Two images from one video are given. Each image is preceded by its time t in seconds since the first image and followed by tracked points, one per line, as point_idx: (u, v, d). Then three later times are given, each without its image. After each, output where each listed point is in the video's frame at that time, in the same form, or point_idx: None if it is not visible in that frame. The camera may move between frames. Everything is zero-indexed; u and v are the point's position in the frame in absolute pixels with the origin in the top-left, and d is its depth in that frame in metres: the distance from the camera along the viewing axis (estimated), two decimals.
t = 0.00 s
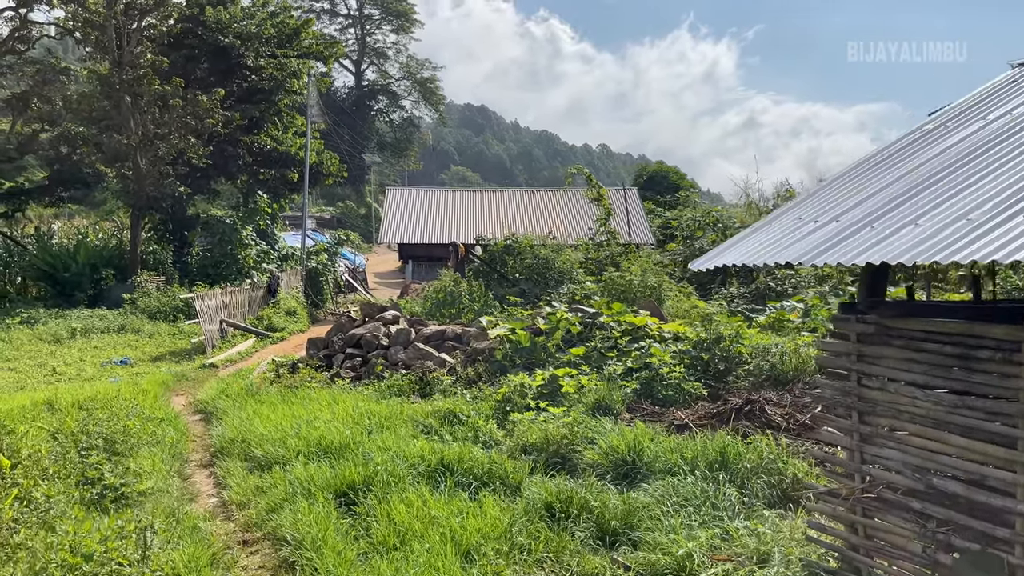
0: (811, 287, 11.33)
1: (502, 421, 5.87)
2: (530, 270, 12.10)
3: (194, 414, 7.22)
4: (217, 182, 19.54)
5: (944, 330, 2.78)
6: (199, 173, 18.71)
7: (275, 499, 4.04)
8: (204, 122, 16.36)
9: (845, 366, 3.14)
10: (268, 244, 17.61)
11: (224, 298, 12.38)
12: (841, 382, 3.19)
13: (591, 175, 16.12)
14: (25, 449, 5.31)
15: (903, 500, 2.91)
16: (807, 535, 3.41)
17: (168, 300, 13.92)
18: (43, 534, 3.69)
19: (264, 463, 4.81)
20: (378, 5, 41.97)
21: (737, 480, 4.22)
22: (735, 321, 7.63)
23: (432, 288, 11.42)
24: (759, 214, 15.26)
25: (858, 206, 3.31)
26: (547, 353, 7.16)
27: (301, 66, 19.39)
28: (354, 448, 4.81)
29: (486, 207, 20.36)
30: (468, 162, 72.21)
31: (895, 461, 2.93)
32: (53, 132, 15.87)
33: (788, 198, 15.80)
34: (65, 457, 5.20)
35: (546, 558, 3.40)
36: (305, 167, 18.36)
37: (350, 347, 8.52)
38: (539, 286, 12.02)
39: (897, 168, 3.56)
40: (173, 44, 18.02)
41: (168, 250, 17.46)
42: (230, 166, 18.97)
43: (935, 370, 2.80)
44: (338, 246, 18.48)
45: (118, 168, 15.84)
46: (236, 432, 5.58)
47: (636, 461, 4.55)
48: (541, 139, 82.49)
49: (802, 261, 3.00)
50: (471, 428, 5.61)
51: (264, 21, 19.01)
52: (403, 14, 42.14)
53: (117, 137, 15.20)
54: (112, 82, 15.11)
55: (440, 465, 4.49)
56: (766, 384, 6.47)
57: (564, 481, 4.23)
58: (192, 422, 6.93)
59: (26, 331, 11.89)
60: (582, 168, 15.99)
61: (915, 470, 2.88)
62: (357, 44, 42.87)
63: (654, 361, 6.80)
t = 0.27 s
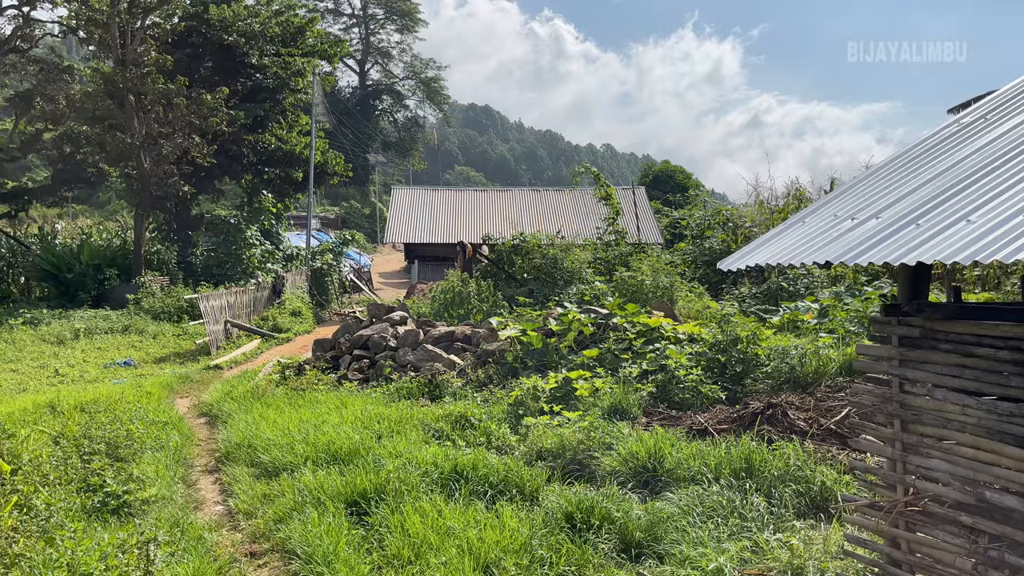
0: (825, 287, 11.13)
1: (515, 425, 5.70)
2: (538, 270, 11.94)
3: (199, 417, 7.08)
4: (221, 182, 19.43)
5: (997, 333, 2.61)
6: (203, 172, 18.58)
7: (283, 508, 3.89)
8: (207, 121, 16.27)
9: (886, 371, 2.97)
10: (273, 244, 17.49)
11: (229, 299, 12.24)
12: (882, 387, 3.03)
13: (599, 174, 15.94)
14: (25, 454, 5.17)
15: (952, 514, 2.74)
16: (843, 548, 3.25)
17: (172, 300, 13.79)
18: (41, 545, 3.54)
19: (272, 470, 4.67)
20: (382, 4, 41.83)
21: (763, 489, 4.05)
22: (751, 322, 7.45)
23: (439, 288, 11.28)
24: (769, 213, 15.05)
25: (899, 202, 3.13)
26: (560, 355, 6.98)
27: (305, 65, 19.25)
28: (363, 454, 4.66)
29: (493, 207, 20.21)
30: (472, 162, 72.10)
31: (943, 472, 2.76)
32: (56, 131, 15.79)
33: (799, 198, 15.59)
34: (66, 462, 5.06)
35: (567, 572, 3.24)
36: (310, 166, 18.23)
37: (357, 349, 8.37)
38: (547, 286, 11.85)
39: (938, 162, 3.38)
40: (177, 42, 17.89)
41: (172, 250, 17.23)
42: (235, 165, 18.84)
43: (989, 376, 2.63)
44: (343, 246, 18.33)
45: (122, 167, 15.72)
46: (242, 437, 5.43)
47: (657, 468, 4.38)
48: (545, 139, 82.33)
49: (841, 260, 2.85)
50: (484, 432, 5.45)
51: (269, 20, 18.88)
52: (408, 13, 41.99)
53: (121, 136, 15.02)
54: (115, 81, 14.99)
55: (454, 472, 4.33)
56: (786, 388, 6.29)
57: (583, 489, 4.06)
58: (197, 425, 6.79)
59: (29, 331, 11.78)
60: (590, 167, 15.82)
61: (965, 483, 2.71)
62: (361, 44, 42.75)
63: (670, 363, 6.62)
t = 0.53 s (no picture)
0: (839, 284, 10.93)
1: (531, 426, 5.53)
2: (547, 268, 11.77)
3: (205, 417, 6.93)
4: (226, 179, 19.29)
5: None
6: (208, 170, 18.43)
7: (295, 514, 3.74)
8: (212, 118, 16.10)
9: (938, 370, 2.78)
10: (278, 242, 17.35)
11: (234, 297, 12.08)
12: (932, 387, 2.84)
13: (608, 171, 15.75)
14: (27, 455, 5.02)
15: (1011, 522, 2.57)
16: (890, 561, 3.07)
17: (177, 298, 13.64)
18: (43, 552, 3.39)
19: (282, 473, 4.51)
20: (386, 2, 41.64)
21: (797, 494, 3.87)
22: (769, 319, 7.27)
23: (448, 286, 11.11)
24: (780, 210, 14.85)
25: (951, 190, 2.93)
26: (574, 354, 6.80)
27: (310, 62, 19.10)
28: (376, 457, 4.50)
29: (499, 205, 20.07)
30: (475, 161, 71.95)
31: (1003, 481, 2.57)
32: (60, 128, 15.60)
33: (811, 194, 15.37)
34: (70, 464, 4.91)
35: None
36: (315, 163, 18.07)
37: (366, 347, 8.21)
38: (557, 283, 11.67)
39: (993, 149, 3.15)
40: (181, 39, 17.71)
41: (178, 249, 17.14)
42: (239, 163, 18.68)
43: None
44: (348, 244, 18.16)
45: (126, 164, 15.55)
46: (250, 438, 5.28)
47: (684, 472, 4.21)
48: (549, 137, 82.12)
49: (890, 252, 2.66)
50: (499, 433, 5.29)
51: (273, 16, 18.70)
52: (411, 11, 41.78)
53: (124, 132, 14.76)
54: (119, 77, 14.83)
55: (471, 476, 4.15)
56: (808, 387, 6.10)
57: (608, 494, 3.89)
58: (203, 425, 6.63)
59: (32, 330, 11.65)
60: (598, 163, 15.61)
61: None
62: (365, 42, 42.58)
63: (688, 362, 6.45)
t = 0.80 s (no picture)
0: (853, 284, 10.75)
1: (547, 433, 5.37)
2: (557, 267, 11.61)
3: (212, 421, 6.80)
4: (231, 178, 19.17)
5: None
6: (213, 169, 18.32)
7: (307, 527, 3.59)
8: (217, 116, 15.96)
9: (989, 379, 2.58)
10: (283, 242, 17.23)
11: (240, 297, 11.96)
12: (984, 397, 2.65)
13: (616, 169, 15.58)
14: (30, 461, 4.89)
15: None
16: None
17: (183, 298, 13.53)
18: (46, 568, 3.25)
19: (293, 483, 4.37)
20: (391, 0, 41.49)
21: (830, 506, 3.71)
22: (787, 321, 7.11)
23: (456, 286, 10.96)
24: (791, 208, 14.67)
25: (1003, 190, 2.74)
26: (589, 357, 6.64)
27: (316, 60, 18.97)
28: (390, 465, 4.36)
29: (507, 203, 19.93)
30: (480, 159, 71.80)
31: None
32: (64, 127, 15.29)
33: (822, 192, 15.18)
34: (74, 471, 4.78)
35: None
36: (320, 162, 17.94)
37: (375, 349, 8.07)
38: (566, 283, 11.52)
39: None
40: (186, 37, 17.56)
41: (182, 249, 17.01)
42: (245, 162, 18.56)
43: None
44: (354, 243, 18.03)
45: (130, 163, 15.43)
46: (259, 444, 5.14)
47: (710, 482, 4.05)
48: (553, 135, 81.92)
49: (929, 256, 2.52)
50: (514, 440, 5.15)
51: (279, 14, 18.57)
52: (416, 9, 41.61)
53: (129, 131, 14.64)
54: (124, 75, 14.69)
55: (489, 486, 4.01)
56: (831, 391, 5.94)
57: (632, 506, 3.73)
58: (210, 430, 6.49)
59: (37, 331, 11.52)
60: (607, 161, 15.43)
61: None
62: (369, 40, 42.45)
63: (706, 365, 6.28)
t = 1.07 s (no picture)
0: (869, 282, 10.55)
1: (562, 435, 5.22)
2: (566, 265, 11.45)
3: (217, 423, 6.65)
4: (236, 177, 19.06)
5: None
6: (218, 167, 18.21)
7: (316, 537, 3.46)
8: (222, 114, 15.84)
9: None
10: (289, 240, 17.11)
11: (245, 296, 11.82)
12: None
13: (626, 166, 15.40)
14: (31, 465, 4.75)
15: None
16: None
17: (188, 297, 13.41)
18: None
19: (301, 489, 4.23)
20: None
21: (863, 516, 3.54)
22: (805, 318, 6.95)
23: (464, 285, 10.81)
24: (803, 206, 14.47)
25: None
26: (603, 357, 6.46)
27: (321, 58, 18.84)
28: (401, 470, 4.21)
29: (514, 201, 19.76)
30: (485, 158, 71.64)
31: None
32: (69, 125, 15.15)
33: (834, 190, 14.97)
34: (76, 475, 4.65)
35: None
36: (326, 160, 17.80)
37: (382, 349, 7.92)
38: (576, 282, 11.35)
39: None
40: (190, 34, 17.42)
41: (187, 247, 16.89)
42: (250, 160, 18.44)
43: None
44: (360, 242, 17.90)
45: (135, 162, 15.31)
46: (265, 447, 5.00)
47: (735, 489, 3.88)
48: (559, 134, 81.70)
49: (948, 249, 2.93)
50: (528, 443, 4.99)
51: (284, 11, 18.43)
52: (421, 7, 41.45)
53: (134, 129, 14.53)
54: (129, 73, 14.56)
55: (505, 493, 3.85)
56: (853, 393, 5.76)
57: (655, 515, 3.57)
58: (215, 432, 6.35)
59: (41, 330, 11.42)
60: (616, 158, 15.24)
61: None
62: (374, 39, 42.31)
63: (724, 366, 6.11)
